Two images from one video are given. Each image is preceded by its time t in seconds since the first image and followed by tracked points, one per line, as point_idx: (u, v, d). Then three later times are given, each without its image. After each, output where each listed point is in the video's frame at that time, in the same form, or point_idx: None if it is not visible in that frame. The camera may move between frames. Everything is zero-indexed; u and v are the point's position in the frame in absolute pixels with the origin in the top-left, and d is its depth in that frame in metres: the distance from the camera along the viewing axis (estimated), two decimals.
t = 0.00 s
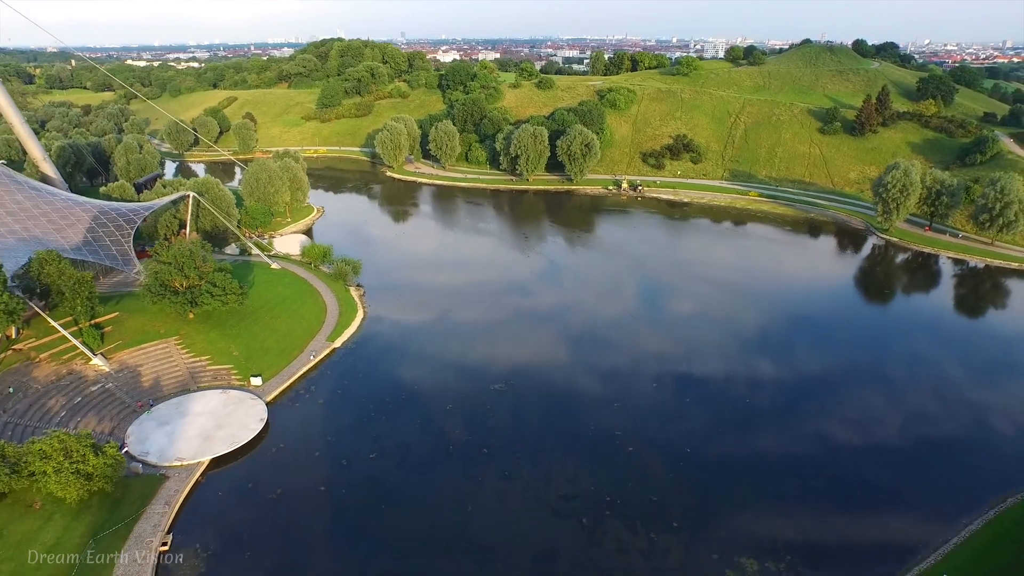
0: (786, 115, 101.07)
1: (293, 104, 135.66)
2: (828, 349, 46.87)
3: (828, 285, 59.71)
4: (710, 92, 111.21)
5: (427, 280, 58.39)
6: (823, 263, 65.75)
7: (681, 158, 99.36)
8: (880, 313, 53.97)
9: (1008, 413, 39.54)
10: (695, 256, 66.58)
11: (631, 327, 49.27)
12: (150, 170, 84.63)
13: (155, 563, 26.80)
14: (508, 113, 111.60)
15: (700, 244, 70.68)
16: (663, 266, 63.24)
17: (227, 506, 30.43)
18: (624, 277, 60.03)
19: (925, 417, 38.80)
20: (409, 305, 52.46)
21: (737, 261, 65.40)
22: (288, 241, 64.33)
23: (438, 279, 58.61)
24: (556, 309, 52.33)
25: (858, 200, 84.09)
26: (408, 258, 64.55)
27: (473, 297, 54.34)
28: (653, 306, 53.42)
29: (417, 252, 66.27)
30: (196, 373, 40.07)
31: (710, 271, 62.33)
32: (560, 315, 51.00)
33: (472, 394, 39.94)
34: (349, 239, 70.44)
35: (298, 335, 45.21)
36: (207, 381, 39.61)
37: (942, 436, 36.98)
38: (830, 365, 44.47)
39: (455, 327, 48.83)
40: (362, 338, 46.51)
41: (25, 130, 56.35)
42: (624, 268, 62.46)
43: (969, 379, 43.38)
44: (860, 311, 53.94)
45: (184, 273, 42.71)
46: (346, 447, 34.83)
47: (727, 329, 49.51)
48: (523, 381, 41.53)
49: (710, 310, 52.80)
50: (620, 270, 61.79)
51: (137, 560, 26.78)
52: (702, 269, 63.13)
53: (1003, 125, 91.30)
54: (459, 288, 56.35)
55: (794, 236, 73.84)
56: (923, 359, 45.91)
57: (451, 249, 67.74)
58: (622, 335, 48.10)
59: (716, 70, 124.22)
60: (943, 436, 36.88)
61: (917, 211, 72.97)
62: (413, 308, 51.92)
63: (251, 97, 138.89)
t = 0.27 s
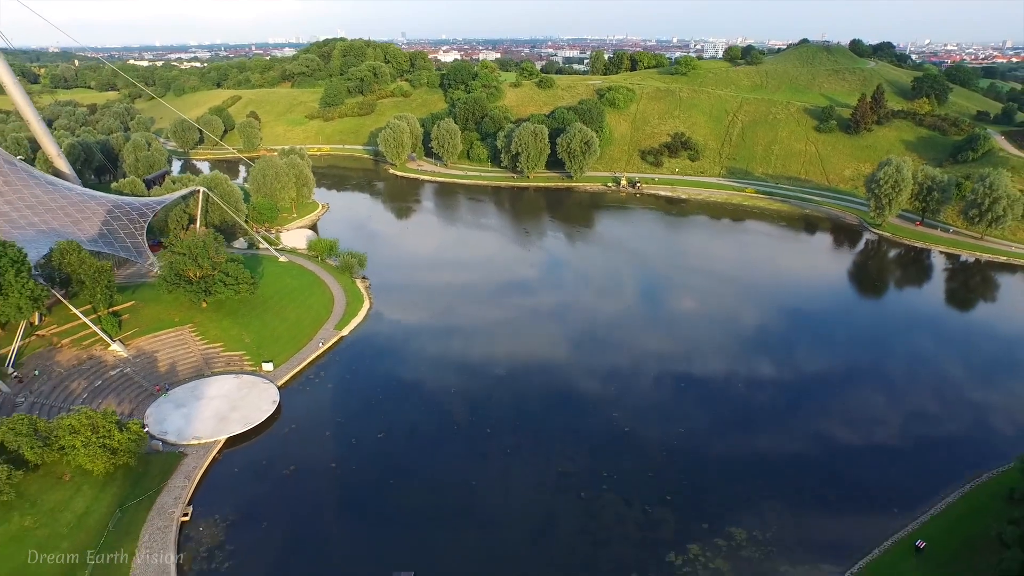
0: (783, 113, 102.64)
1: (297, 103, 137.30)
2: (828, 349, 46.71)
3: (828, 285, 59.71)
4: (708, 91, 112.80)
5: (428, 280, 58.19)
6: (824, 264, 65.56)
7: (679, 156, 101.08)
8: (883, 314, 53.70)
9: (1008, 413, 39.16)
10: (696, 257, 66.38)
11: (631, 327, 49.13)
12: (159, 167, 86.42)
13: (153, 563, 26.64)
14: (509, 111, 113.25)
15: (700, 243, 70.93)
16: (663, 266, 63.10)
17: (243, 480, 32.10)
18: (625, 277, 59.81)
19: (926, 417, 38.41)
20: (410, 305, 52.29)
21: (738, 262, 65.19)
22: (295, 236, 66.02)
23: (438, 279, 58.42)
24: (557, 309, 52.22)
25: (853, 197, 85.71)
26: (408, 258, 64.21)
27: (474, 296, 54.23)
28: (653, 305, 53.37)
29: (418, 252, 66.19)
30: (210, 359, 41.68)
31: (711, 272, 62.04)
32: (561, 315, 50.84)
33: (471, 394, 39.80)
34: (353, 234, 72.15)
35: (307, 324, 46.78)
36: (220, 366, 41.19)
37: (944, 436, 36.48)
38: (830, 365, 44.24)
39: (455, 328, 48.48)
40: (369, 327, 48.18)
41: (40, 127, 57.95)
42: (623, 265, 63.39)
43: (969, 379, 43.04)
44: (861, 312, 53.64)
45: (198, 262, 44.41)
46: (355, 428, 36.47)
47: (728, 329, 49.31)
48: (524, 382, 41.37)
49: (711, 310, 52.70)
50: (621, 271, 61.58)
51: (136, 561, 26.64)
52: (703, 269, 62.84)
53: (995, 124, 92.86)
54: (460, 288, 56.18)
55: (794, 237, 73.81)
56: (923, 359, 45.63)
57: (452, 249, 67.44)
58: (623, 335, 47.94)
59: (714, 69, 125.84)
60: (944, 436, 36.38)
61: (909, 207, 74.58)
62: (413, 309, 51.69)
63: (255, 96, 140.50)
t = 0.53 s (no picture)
0: (780, 111, 104.16)
1: (300, 102, 138.92)
2: (828, 348, 46.46)
3: (829, 285, 59.43)
4: (706, 90, 114.37)
5: (428, 279, 58.01)
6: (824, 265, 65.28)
7: (677, 153, 102.71)
8: (884, 313, 53.39)
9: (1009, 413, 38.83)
10: (696, 257, 66.15)
11: (631, 327, 48.98)
12: (167, 164, 88.22)
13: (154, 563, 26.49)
14: (509, 110, 114.89)
15: (701, 242, 71.08)
16: (664, 266, 62.84)
17: (258, 458, 33.72)
18: (625, 277, 59.56)
19: (927, 417, 38.03)
20: (410, 305, 52.19)
21: (739, 262, 64.89)
22: (301, 230, 67.64)
23: (438, 278, 58.29)
24: (556, 308, 52.15)
25: (848, 193, 87.28)
26: (408, 258, 64.08)
27: (474, 295, 54.24)
28: (653, 305, 53.19)
29: (418, 251, 66.20)
30: (222, 346, 43.27)
31: (712, 272, 61.66)
32: (560, 316, 50.63)
33: (471, 389, 40.33)
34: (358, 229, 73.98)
35: (314, 314, 48.40)
36: (233, 353, 42.79)
37: (945, 435, 36.09)
38: (830, 365, 43.97)
39: (455, 327, 48.37)
40: (375, 317, 49.83)
41: (54, 124, 59.62)
42: (622, 261, 64.41)
43: (971, 379, 42.69)
44: (862, 312, 53.26)
45: (210, 253, 46.10)
46: (363, 410, 38.06)
47: (728, 329, 49.08)
48: (523, 382, 41.25)
49: (711, 309, 52.54)
50: (622, 271, 61.38)
51: (137, 559, 26.55)
52: (704, 269, 62.55)
53: (988, 122, 94.32)
54: (460, 288, 56.05)
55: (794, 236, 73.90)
56: (924, 358, 45.31)
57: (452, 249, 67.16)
58: (623, 335, 47.78)
59: (712, 69, 127.45)
60: (945, 435, 35.98)
61: (902, 203, 76.17)
62: (413, 309, 51.55)
63: (259, 95, 142.06)
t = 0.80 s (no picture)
0: (776, 110, 105.75)
1: (303, 101, 140.58)
2: (827, 348, 46.38)
3: (829, 286, 59.34)
4: (704, 90, 116.00)
5: (428, 280, 57.98)
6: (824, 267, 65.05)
7: (675, 151, 104.28)
8: (884, 314, 53.18)
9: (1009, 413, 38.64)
10: (697, 258, 66.08)
11: (630, 328, 48.81)
12: (174, 162, 89.91)
13: (154, 562, 26.25)
14: (510, 109, 116.57)
15: (700, 242, 71.38)
16: (663, 267, 62.75)
17: (271, 437, 35.32)
18: (625, 279, 59.42)
19: (927, 417, 37.80)
20: (410, 305, 52.06)
21: (739, 263, 64.73)
22: (308, 226, 69.35)
23: (437, 279, 58.28)
24: (557, 309, 52.11)
25: (842, 191, 88.93)
26: (408, 258, 64.14)
27: (473, 295, 54.32)
28: (653, 306, 53.15)
29: (418, 251, 66.42)
30: (234, 334, 44.91)
31: (712, 273, 61.42)
32: (559, 316, 50.48)
33: (473, 377, 41.49)
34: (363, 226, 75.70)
35: (322, 305, 50.00)
36: (244, 341, 44.42)
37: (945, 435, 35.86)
38: (830, 365, 43.82)
39: (454, 327, 48.38)
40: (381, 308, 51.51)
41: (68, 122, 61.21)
42: (621, 258, 65.44)
43: (971, 379, 42.47)
44: (861, 313, 53.03)
45: (222, 246, 47.82)
46: (371, 394, 39.63)
47: (727, 329, 48.96)
48: (522, 381, 41.11)
49: (710, 309, 52.52)
50: (622, 272, 61.29)
51: (137, 559, 26.31)
52: (704, 271, 62.33)
53: (981, 121, 95.91)
54: (459, 288, 56.01)
55: (793, 236, 74.29)
56: (923, 359, 45.23)
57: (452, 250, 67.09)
58: (622, 335, 47.63)
59: (710, 69, 129.16)
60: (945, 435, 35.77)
61: (894, 199, 77.82)
62: (413, 309, 51.54)
63: (262, 95, 143.60)
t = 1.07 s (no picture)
0: (773, 110, 107.33)
1: (306, 100, 142.22)
2: (828, 348, 46.11)
3: (830, 286, 59.10)
4: (702, 89, 117.62)
5: (429, 279, 57.74)
6: (824, 267, 64.68)
7: (673, 150, 105.90)
8: (885, 314, 52.95)
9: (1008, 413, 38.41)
10: (697, 258, 65.79)
11: (630, 328, 48.45)
12: (181, 159, 91.59)
13: (154, 562, 25.89)
14: (511, 108, 118.24)
15: (700, 241, 71.42)
16: (664, 267, 62.37)
17: (282, 419, 36.95)
18: (626, 278, 59.00)
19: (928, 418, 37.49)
20: (409, 306, 51.81)
21: (740, 263, 64.39)
22: (313, 222, 71.00)
23: (437, 279, 58.01)
24: (557, 309, 51.77)
25: (837, 188, 90.52)
26: (408, 257, 64.04)
27: (473, 295, 54.01)
28: (654, 305, 52.84)
29: (418, 250, 66.33)
30: (245, 323, 46.50)
31: (714, 274, 60.97)
32: (559, 316, 50.11)
33: (475, 363, 43.06)
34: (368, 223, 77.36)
35: (329, 297, 51.56)
36: (255, 330, 45.96)
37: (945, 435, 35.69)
38: (831, 365, 43.63)
39: (453, 326, 48.24)
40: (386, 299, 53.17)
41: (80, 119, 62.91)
42: (621, 255, 65.86)
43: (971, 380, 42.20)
44: (862, 313, 52.77)
45: (233, 239, 49.51)
46: (377, 379, 41.24)
47: (727, 329, 48.67)
48: (522, 381, 40.76)
49: (711, 309, 52.34)
50: (622, 272, 60.86)
51: (136, 559, 25.94)
52: (705, 271, 61.90)
53: (974, 120, 97.51)
54: (459, 288, 55.71)
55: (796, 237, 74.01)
56: (923, 359, 44.97)
57: (452, 249, 66.74)
58: (622, 335, 47.27)
59: (708, 69, 130.83)
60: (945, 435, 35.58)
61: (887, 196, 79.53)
62: (413, 308, 51.34)
63: (266, 95, 145.19)
